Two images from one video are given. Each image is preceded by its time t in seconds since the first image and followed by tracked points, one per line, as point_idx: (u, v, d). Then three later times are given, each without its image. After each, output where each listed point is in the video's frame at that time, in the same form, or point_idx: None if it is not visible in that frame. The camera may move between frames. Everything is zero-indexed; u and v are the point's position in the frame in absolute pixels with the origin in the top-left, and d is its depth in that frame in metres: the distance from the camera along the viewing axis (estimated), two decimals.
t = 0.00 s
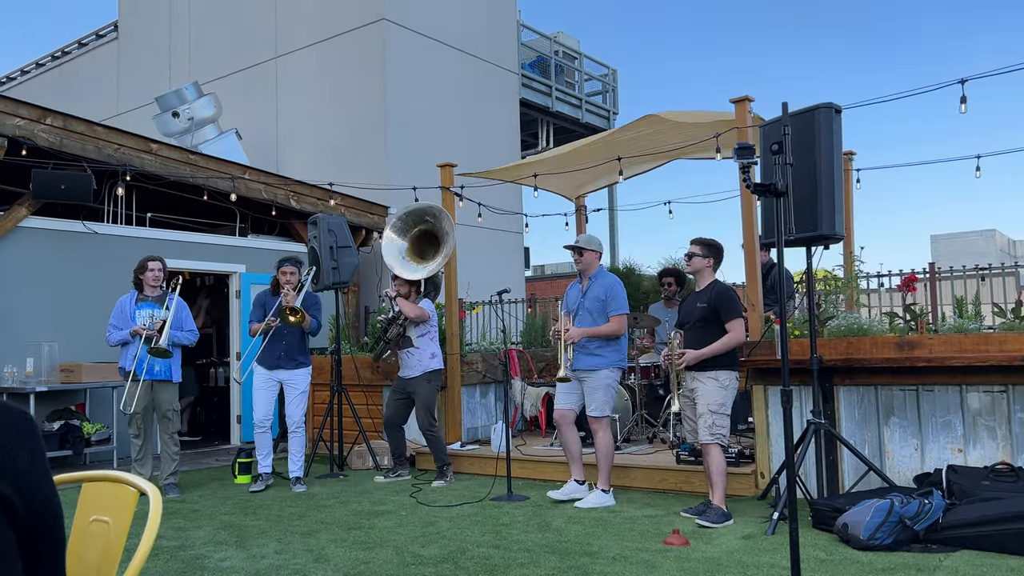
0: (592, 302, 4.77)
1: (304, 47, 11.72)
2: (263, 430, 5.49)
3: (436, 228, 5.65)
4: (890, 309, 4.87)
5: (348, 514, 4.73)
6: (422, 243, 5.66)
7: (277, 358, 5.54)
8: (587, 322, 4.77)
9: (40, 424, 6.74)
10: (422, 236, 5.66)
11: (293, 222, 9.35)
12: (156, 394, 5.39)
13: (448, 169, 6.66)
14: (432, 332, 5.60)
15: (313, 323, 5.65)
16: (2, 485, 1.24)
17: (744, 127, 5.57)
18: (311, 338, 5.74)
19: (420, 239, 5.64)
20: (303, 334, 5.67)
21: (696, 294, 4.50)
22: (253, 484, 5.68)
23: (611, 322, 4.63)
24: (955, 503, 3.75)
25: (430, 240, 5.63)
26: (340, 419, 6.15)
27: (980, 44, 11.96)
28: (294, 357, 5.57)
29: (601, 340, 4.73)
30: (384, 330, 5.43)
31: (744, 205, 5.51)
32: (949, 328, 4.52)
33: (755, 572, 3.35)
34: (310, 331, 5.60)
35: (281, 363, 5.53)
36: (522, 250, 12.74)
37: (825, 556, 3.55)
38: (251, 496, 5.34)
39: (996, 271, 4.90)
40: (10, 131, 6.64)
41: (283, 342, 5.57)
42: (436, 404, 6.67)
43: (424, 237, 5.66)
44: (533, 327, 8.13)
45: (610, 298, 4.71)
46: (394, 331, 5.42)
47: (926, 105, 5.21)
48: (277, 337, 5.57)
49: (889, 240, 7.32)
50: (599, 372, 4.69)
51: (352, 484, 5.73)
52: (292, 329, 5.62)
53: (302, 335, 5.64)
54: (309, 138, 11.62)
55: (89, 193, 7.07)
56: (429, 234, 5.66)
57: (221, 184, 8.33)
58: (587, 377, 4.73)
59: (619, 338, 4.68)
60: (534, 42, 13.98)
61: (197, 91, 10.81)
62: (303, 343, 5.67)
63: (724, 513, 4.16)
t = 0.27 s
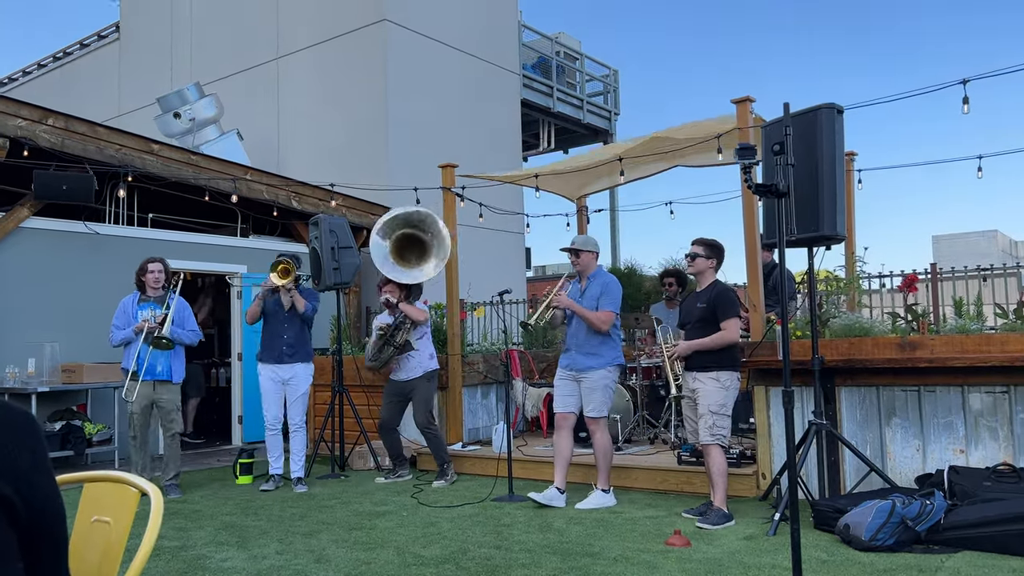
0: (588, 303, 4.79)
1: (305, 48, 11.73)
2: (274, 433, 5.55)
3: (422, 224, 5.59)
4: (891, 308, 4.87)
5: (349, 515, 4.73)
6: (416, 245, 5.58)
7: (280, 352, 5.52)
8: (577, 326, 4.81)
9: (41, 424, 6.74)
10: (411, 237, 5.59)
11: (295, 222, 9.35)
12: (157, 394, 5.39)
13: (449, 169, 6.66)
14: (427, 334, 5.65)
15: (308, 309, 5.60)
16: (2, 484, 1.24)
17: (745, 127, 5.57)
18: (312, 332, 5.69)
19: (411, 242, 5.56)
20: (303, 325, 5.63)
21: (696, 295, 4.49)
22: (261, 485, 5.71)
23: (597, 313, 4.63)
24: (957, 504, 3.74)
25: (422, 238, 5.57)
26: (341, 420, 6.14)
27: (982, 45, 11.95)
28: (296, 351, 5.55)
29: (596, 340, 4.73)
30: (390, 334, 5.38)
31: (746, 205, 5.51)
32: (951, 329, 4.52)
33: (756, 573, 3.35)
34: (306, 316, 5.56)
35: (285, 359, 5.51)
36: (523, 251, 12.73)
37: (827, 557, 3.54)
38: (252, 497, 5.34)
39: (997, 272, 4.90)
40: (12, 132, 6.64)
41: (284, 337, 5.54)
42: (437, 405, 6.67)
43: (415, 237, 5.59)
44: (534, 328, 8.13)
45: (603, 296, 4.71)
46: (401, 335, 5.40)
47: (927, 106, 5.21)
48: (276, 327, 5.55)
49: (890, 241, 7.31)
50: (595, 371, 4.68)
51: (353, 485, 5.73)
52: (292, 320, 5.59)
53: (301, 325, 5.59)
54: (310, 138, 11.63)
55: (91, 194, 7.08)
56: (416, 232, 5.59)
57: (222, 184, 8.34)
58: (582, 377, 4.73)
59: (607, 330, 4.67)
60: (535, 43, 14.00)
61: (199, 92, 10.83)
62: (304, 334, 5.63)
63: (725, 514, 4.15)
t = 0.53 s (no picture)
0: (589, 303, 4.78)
1: (307, 48, 11.74)
2: (257, 435, 5.51)
3: (432, 220, 5.58)
4: (893, 309, 4.87)
5: (351, 515, 4.73)
6: (431, 242, 5.58)
7: (274, 355, 5.55)
8: (577, 327, 4.82)
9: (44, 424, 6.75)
10: (425, 236, 5.57)
11: (297, 222, 9.36)
12: (159, 395, 5.40)
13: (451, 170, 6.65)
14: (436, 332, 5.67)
15: (294, 316, 5.52)
16: (5, 483, 1.24)
17: (747, 127, 5.57)
18: (308, 333, 5.66)
19: (427, 239, 5.56)
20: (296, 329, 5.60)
21: (696, 295, 4.49)
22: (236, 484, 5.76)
23: (592, 309, 4.64)
24: (959, 504, 3.74)
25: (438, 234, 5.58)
26: (344, 420, 6.14)
27: (984, 46, 11.94)
28: (290, 353, 5.56)
29: (595, 339, 4.73)
30: (409, 329, 5.38)
31: (748, 206, 5.51)
32: (954, 329, 4.51)
33: (758, 573, 3.35)
34: (291, 323, 5.50)
35: (280, 361, 5.53)
36: (525, 251, 12.74)
37: (829, 558, 3.54)
38: (254, 497, 5.35)
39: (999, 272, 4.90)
40: (14, 132, 6.64)
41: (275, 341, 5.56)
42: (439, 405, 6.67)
43: (435, 236, 5.59)
44: (536, 328, 8.13)
45: (601, 295, 4.71)
46: (419, 332, 5.41)
47: (929, 106, 5.20)
48: (269, 335, 5.57)
49: (892, 241, 7.31)
50: (593, 371, 4.68)
51: (356, 485, 5.74)
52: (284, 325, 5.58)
53: (291, 330, 5.56)
54: (312, 139, 11.64)
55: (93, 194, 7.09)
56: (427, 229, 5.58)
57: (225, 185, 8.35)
58: (580, 376, 4.73)
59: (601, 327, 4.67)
60: (537, 43, 13.99)
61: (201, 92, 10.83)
62: (298, 338, 5.61)
63: (727, 514, 4.15)
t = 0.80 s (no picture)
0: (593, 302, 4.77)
1: (309, 49, 11.74)
2: (246, 435, 5.51)
3: (435, 224, 5.56)
4: (896, 309, 4.87)
5: (354, 514, 4.74)
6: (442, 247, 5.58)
7: (257, 355, 5.52)
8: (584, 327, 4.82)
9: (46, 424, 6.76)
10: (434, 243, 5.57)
11: (299, 222, 9.37)
12: (163, 393, 5.41)
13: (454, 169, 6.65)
14: (450, 341, 5.65)
15: (276, 316, 5.51)
16: (7, 483, 1.19)
17: (750, 127, 5.57)
18: (291, 333, 5.65)
19: (438, 245, 5.56)
20: (279, 330, 5.58)
21: (697, 295, 4.49)
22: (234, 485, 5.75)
23: (596, 309, 4.63)
24: (962, 504, 3.73)
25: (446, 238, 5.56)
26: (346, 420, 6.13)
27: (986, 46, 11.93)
28: (274, 353, 5.54)
29: (599, 339, 4.73)
30: (410, 339, 5.37)
31: (750, 206, 5.50)
32: (957, 329, 4.49)
33: (761, 573, 3.35)
34: (274, 324, 5.48)
35: (264, 360, 5.51)
36: (527, 251, 12.73)
37: (832, 558, 3.54)
38: (257, 497, 5.35)
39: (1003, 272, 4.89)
40: (17, 133, 6.64)
41: (260, 341, 5.54)
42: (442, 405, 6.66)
43: (447, 241, 5.57)
44: (538, 328, 8.13)
45: (605, 294, 4.70)
46: (419, 344, 5.38)
47: (933, 106, 5.18)
48: (252, 337, 5.55)
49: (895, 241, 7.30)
50: (597, 371, 4.67)
51: (358, 485, 5.74)
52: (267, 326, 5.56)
53: (274, 330, 5.54)
54: (314, 138, 11.64)
55: (96, 194, 7.09)
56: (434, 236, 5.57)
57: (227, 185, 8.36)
58: (585, 376, 4.73)
59: (605, 326, 4.66)
60: (539, 43, 13.98)
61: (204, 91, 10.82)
62: (283, 339, 5.60)
63: (730, 514, 4.14)
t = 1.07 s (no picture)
0: (598, 304, 4.77)
1: (312, 49, 11.75)
2: (248, 434, 5.53)
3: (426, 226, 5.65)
4: (900, 310, 4.87)
5: (356, 514, 4.74)
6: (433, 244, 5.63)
7: (251, 353, 5.52)
8: (591, 329, 4.82)
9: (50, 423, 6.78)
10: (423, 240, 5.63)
11: (301, 222, 9.38)
12: (166, 393, 5.41)
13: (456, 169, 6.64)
14: (444, 333, 5.62)
15: (265, 313, 5.49)
16: (10, 484, 1.20)
17: (753, 127, 5.56)
18: (281, 329, 5.64)
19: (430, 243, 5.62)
20: (269, 327, 5.57)
21: (699, 295, 4.49)
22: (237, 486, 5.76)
23: (603, 312, 4.64)
24: (966, 504, 3.73)
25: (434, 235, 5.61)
26: (349, 420, 6.13)
27: (988, 45, 11.91)
28: (267, 350, 5.54)
29: (606, 341, 4.73)
30: (397, 334, 5.49)
31: (754, 205, 5.50)
32: (960, 329, 4.48)
33: (763, 573, 3.35)
34: (264, 321, 5.47)
35: (258, 358, 5.51)
36: (530, 251, 12.73)
37: (835, 558, 3.53)
38: (260, 496, 5.36)
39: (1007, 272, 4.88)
40: (21, 133, 6.65)
41: (253, 339, 5.53)
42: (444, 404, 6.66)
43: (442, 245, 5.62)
44: (541, 328, 8.13)
45: (610, 297, 4.71)
46: (407, 337, 5.48)
47: (937, 106, 5.17)
48: (243, 337, 5.54)
49: (899, 241, 7.28)
50: (605, 370, 4.68)
51: (361, 484, 5.75)
52: (257, 324, 5.56)
53: (265, 327, 5.54)
54: (317, 138, 11.66)
55: (99, 194, 7.10)
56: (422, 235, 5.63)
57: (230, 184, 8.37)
58: (594, 377, 4.74)
59: (613, 329, 4.67)
60: (542, 42, 13.97)
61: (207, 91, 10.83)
62: (273, 336, 5.59)
63: (733, 514, 4.15)
